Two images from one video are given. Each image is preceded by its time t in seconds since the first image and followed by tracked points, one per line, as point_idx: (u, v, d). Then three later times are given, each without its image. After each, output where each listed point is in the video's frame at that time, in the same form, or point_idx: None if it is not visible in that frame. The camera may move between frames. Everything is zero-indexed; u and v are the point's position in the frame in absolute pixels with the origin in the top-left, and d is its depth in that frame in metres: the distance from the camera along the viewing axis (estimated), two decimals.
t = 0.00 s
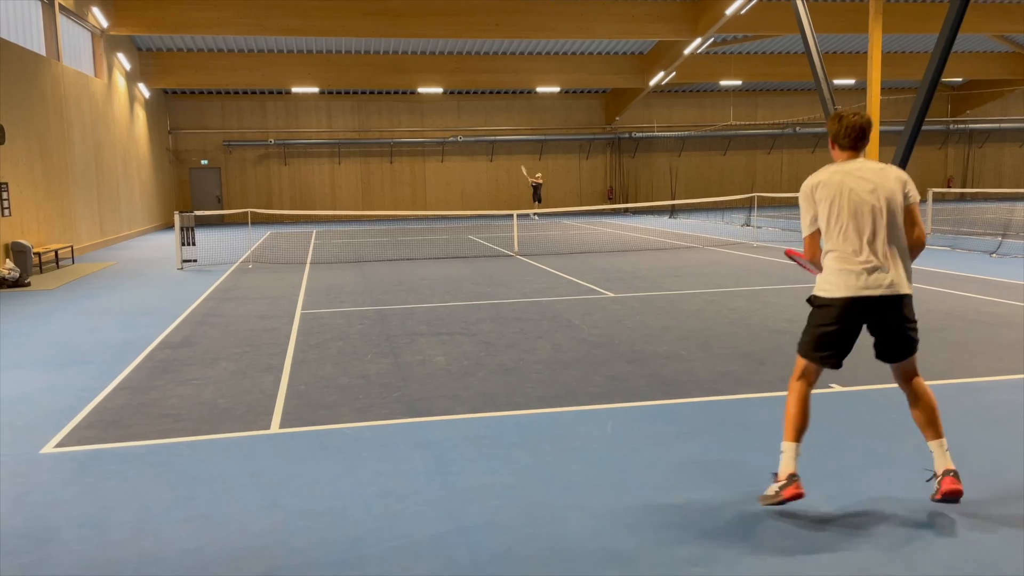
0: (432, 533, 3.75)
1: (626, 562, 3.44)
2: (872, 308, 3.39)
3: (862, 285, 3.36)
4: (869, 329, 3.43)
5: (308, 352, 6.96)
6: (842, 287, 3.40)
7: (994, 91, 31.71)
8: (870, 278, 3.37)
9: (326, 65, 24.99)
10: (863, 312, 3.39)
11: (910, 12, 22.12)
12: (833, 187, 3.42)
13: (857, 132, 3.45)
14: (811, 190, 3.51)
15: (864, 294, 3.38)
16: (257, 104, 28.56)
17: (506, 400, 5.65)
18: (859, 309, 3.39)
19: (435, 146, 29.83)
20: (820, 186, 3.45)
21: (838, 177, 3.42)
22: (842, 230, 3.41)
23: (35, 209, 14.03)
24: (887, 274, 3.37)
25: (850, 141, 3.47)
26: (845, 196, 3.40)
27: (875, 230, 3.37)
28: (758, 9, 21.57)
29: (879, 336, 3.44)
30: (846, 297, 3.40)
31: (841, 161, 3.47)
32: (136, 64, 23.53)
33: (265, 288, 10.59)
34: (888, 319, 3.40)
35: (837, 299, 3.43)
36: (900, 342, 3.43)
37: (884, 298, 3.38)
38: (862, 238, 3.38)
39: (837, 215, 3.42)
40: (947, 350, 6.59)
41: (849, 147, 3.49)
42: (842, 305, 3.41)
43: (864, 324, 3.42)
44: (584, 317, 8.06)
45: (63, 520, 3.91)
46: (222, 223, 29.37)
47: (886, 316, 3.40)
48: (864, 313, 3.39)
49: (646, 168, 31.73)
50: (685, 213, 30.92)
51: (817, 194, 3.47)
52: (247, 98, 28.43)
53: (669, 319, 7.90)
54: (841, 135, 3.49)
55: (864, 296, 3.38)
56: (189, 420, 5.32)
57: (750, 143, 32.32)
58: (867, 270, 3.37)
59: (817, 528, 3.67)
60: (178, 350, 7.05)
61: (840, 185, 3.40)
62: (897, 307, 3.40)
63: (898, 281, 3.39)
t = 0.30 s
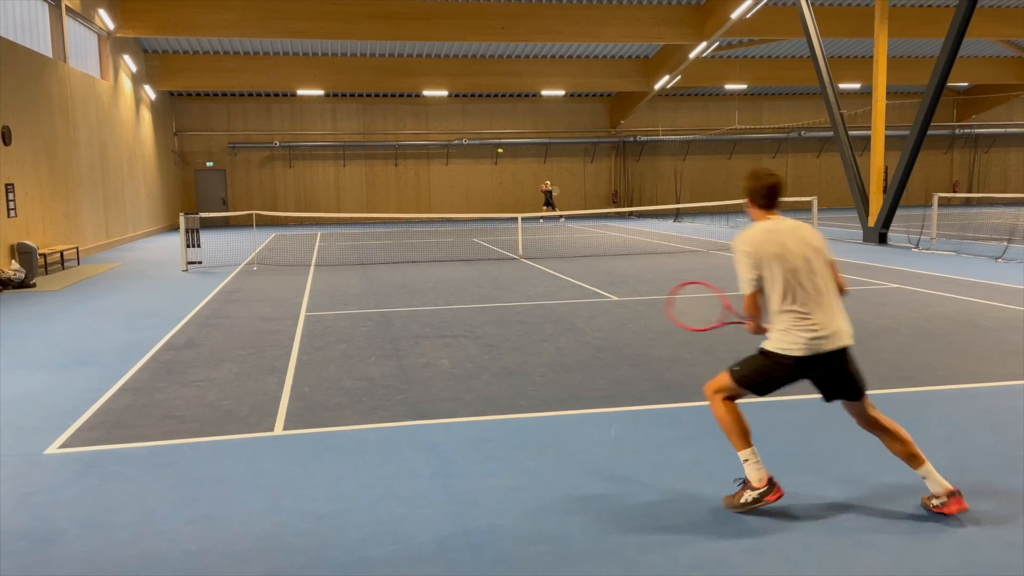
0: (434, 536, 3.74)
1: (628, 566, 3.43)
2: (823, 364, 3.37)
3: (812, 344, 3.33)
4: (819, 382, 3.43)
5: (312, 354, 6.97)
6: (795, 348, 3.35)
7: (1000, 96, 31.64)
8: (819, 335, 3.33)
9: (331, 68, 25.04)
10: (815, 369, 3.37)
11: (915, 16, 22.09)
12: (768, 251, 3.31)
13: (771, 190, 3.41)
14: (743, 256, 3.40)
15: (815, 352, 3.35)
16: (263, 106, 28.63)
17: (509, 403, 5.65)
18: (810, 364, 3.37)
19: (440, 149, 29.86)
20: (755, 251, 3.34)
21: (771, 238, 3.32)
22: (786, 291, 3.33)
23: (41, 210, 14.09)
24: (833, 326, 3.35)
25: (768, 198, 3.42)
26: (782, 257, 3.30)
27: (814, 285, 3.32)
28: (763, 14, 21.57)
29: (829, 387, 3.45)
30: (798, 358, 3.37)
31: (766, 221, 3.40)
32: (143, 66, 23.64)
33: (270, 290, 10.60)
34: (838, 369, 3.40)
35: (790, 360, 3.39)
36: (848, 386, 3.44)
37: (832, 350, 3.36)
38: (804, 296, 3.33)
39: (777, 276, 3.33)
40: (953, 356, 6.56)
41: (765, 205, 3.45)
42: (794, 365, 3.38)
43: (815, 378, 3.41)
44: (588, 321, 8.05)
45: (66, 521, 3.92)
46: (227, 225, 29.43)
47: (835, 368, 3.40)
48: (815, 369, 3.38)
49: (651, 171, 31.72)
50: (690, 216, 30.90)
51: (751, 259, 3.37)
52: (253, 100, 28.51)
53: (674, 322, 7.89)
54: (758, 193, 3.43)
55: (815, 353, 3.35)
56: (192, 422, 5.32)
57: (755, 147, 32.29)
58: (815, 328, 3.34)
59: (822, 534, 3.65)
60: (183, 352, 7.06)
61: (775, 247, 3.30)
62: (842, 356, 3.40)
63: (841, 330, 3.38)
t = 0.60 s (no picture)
0: (441, 538, 3.74)
1: (636, 569, 3.41)
2: (645, 351, 3.53)
3: (631, 330, 3.51)
4: (644, 373, 3.56)
5: (319, 356, 6.98)
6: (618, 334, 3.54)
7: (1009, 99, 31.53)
8: (638, 322, 3.52)
9: (340, 71, 25.08)
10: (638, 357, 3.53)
11: (925, 19, 22.03)
12: (593, 244, 3.58)
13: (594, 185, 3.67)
14: (572, 247, 3.68)
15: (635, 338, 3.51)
16: (271, 108, 28.69)
17: (516, 406, 5.64)
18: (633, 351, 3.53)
19: (447, 151, 29.89)
20: (579, 242, 3.61)
21: (594, 229, 3.58)
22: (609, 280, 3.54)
23: (51, 212, 14.16)
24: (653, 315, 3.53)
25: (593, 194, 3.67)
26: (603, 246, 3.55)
27: (636, 272, 3.54)
28: (772, 17, 21.55)
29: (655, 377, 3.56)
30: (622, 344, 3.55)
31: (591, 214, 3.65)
32: (152, 68, 23.74)
33: (278, 291, 10.61)
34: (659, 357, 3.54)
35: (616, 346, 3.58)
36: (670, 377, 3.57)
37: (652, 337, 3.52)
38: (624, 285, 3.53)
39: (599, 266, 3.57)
40: (961, 360, 6.53)
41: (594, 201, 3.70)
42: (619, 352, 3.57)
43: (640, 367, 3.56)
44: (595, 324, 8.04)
45: (74, 521, 3.93)
46: (235, 227, 29.50)
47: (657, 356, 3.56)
48: (638, 356, 3.53)
49: (659, 174, 31.68)
50: (697, 219, 30.86)
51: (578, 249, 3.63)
52: (261, 102, 28.58)
53: (681, 325, 7.87)
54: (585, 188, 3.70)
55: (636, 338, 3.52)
56: (200, 423, 5.33)
57: (763, 150, 32.21)
58: (636, 315, 3.52)
59: (830, 540, 3.63)
60: (191, 353, 7.08)
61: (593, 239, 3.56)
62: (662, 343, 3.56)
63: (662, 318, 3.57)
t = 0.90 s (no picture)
0: (458, 538, 3.75)
1: (652, 571, 3.41)
2: (450, 354, 3.65)
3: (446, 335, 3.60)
4: (444, 375, 3.69)
5: (337, 356, 7.02)
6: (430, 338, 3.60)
7: None
8: (450, 327, 3.62)
9: (358, 72, 25.19)
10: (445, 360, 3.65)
11: (945, 20, 21.85)
12: (412, 245, 3.51)
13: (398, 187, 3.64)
14: (380, 252, 3.54)
15: (447, 343, 3.63)
16: (290, 110, 28.88)
17: (532, 407, 5.65)
18: (440, 355, 3.63)
19: (464, 153, 29.97)
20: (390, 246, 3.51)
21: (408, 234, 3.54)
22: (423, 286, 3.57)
23: (73, 212, 14.32)
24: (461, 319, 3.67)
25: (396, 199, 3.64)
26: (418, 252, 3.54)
27: (445, 275, 3.63)
28: (790, 18, 21.46)
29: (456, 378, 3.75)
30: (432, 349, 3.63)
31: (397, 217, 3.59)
32: (173, 70, 23.95)
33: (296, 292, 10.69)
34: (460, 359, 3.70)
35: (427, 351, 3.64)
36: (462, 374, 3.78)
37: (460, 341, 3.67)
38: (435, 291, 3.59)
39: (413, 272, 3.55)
40: (982, 362, 6.47)
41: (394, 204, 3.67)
42: (427, 358, 3.63)
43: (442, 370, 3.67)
44: (612, 325, 8.03)
45: (96, 519, 3.97)
46: (254, 228, 29.71)
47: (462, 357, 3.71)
48: (445, 360, 3.64)
49: (676, 175, 31.58)
50: (715, 221, 30.76)
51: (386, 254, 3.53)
52: (280, 103, 28.77)
53: (698, 327, 7.84)
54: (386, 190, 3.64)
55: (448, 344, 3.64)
56: (220, 422, 5.38)
57: (782, 151, 32.05)
58: (448, 321, 3.63)
59: (847, 543, 3.61)
60: (211, 352, 7.14)
61: (412, 244, 3.51)
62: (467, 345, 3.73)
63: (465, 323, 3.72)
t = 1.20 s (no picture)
0: (492, 537, 3.74)
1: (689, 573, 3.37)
2: (223, 366, 3.73)
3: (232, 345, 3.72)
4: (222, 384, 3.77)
5: (370, 354, 7.06)
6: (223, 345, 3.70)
7: None
8: (230, 340, 3.72)
9: (392, 73, 25.33)
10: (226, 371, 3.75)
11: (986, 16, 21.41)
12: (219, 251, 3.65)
13: (195, 195, 3.73)
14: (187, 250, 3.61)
15: (232, 353, 3.74)
16: (324, 110, 29.15)
17: (565, 407, 5.62)
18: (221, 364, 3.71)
19: (497, 152, 30.02)
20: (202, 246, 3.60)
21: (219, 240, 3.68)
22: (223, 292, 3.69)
23: (113, 212, 14.58)
24: (243, 333, 3.78)
25: (194, 206, 3.73)
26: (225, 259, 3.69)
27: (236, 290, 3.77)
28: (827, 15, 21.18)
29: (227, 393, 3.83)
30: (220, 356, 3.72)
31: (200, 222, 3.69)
32: (210, 71, 24.25)
33: (330, 290, 10.77)
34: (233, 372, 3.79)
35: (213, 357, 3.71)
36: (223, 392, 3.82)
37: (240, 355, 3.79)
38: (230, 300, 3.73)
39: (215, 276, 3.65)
40: None
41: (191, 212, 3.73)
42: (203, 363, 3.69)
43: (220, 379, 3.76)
44: (645, 326, 7.97)
45: (136, 512, 4.03)
46: (288, 227, 30.04)
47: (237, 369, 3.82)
48: (218, 370, 3.72)
49: (710, 174, 31.33)
50: (750, 220, 30.46)
51: (195, 254, 3.61)
52: (315, 104, 29.05)
53: (732, 329, 7.76)
54: (185, 197, 3.70)
55: (229, 354, 3.74)
56: (256, 419, 5.43)
57: (818, 150, 31.65)
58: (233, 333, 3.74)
59: (887, 548, 3.54)
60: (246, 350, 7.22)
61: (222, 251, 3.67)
62: (242, 362, 3.83)
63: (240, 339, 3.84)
